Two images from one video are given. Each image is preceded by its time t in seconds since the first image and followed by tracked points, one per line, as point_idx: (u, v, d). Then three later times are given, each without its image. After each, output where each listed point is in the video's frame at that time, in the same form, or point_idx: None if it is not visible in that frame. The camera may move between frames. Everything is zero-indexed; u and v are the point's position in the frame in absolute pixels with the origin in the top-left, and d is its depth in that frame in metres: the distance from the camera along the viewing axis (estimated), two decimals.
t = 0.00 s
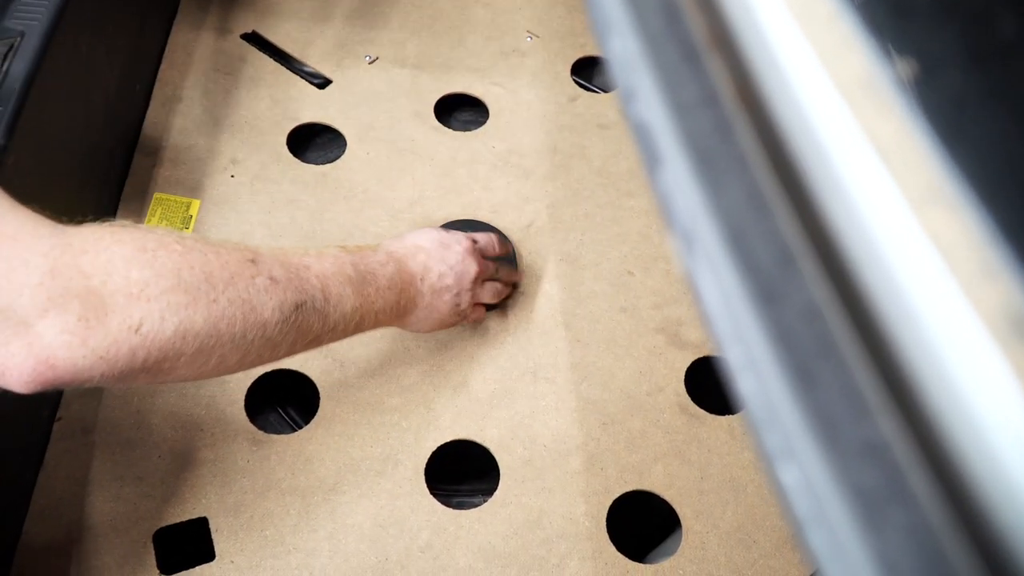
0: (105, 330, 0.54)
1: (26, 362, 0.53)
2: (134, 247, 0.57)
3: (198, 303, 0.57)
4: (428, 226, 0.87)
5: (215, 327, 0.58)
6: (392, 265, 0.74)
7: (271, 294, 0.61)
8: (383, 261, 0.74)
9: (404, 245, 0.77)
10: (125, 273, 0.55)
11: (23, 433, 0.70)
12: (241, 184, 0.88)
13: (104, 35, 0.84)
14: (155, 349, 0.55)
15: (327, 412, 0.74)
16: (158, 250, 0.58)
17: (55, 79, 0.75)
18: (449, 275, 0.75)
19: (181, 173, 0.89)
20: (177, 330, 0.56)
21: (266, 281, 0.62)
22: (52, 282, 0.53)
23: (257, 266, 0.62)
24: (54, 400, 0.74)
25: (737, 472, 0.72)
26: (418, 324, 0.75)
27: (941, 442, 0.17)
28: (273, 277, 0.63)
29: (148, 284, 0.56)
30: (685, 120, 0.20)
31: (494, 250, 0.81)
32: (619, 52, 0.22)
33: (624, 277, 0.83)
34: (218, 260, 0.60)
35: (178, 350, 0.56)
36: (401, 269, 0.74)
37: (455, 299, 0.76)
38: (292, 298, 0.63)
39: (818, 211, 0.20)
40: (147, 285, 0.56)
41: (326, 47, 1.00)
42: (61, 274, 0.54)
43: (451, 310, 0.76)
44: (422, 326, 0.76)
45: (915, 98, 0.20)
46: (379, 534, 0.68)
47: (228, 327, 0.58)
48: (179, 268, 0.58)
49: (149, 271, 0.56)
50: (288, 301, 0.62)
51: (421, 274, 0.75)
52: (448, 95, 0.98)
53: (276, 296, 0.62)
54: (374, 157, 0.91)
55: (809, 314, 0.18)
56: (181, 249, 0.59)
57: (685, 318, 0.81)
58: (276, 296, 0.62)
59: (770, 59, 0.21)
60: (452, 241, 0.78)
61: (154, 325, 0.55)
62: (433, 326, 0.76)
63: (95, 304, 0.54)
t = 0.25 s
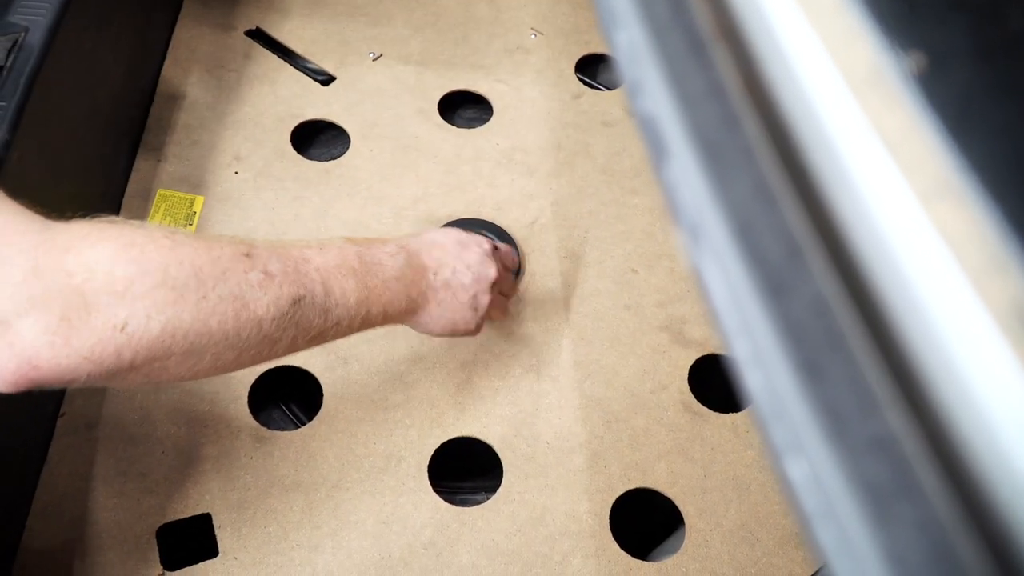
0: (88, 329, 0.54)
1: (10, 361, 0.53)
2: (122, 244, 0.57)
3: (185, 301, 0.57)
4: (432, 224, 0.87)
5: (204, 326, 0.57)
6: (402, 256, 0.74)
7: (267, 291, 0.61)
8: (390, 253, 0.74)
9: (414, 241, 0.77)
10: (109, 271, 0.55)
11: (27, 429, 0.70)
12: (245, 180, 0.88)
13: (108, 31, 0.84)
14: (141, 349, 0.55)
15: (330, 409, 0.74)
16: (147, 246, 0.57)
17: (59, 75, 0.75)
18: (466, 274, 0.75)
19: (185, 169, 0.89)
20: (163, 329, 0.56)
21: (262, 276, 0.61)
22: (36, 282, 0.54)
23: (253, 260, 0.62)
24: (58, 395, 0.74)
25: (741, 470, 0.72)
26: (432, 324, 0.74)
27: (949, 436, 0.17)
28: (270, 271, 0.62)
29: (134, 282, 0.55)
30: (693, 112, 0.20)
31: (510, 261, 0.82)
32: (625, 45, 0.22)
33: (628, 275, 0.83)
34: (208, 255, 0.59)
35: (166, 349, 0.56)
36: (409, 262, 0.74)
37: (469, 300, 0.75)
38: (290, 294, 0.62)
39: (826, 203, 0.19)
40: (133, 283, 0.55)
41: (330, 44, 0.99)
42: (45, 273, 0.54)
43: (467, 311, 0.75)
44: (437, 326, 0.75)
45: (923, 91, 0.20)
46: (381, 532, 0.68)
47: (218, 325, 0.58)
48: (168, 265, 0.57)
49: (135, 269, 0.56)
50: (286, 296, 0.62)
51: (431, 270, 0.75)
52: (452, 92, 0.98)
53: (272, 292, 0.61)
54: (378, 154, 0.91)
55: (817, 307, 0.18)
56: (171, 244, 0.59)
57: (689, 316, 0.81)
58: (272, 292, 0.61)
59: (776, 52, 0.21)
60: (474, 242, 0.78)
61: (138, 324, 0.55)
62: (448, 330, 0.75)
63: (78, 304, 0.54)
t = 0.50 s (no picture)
0: (105, 317, 0.54)
1: (28, 350, 0.53)
2: (136, 232, 0.57)
3: (199, 286, 0.57)
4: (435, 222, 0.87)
5: (217, 310, 0.57)
6: (405, 235, 0.73)
7: (276, 272, 0.61)
8: (395, 232, 0.73)
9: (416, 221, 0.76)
10: (126, 259, 0.55)
11: (30, 428, 0.70)
12: (248, 179, 0.88)
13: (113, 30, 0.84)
14: (157, 336, 0.55)
15: (333, 407, 0.74)
16: (158, 234, 0.57)
17: (62, 74, 0.75)
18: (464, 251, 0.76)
19: (188, 168, 0.89)
20: (179, 316, 0.56)
21: (270, 258, 0.61)
22: (54, 269, 0.53)
23: (261, 243, 0.62)
24: (61, 394, 0.74)
25: (743, 468, 0.72)
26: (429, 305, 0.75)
27: (954, 433, 0.17)
28: (278, 253, 0.62)
29: (150, 268, 0.55)
30: (696, 113, 0.20)
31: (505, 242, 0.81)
32: (629, 44, 0.22)
33: (630, 273, 0.83)
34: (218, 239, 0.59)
35: (180, 335, 0.56)
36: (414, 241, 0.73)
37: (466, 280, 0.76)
38: (298, 274, 0.62)
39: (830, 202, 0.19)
40: (149, 269, 0.55)
41: (333, 42, 1.00)
42: (64, 260, 0.54)
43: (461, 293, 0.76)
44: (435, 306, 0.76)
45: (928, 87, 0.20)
46: (385, 530, 0.68)
47: (231, 309, 0.58)
48: (181, 251, 0.57)
49: (149, 257, 0.56)
50: (295, 278, 0.62)
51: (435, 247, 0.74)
52: (454, 90, 0.98)
53: (282, 274, 0.61)
54: (381, 153, 0.91)
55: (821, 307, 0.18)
56: (183, 231, 0.59)
57: (691, 314, 0.81)
58: (281, 274, 0.61)
59: (780, 48, 0.21)
60: (474, 224, 0.78)
61: (154, 312, 0.55)
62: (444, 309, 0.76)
63: (97, 292, 0.54)
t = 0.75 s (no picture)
0: (102, 319, 0.54)
1: (24, 350, 0.53)
2: (133, 234, 0.57)
3: (197, 289, 0.57)
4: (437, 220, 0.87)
5: (215, 315, 0.57)
6: (402, 247, 0.73)
7: (275, 279, 0.61)
8: (392, 242, 0.73)
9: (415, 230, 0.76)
10: (123, 260, 0.55)
11: (30, 425, 0.70)
12: (250, 176, 0.88)
13: (114, 28, 0.84)
14: (154, 338, 0.55)
15: (334, 405, 0.74)
16: (156, 236, 0.58)
17: (63, 71, 0.75)
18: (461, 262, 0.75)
19: (189, 165, 0.89)
20: (176, 318, 0.56)
21: (269, 266, 0.61)
22: (50, 270, 0.54)
23: (260, 251, 0.62)
24: (63, 391, 0.74)
25: (745, 466, 0.72)
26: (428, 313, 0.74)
27: (958, 424, 0.17)
28: (277, 261, 0.62)
29: (146, 270, 0.55)
30: (698, 103, 0.20)
31: (505, 251, 0.80)
32: (631, 35, 0.22)
33: (632, 270, 0.83)
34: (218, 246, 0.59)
35: (178, 338, 0.56)
36: (411, 250, 0.73)
37: (468, 293, 0.74)
38: (297, 283, 0.62)
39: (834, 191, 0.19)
40: (145, 271, 0.55)
41: (335, 39, 0.99)
42: (61, 262, 0.54)
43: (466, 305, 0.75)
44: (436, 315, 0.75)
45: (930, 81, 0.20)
46: (386, 527, 0.68)
47: (229, 313, 0.58)
48: (179, 253, 0.57)
49: (146, 258, 0.56)
50: (294, 285, 0.62)
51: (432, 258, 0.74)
52: (456, 88, 0.98)
53: (281, 281, 0.61)
54: (382, 150, 0.91)
55: (824, 296, 0.18)
56: (181, 235, 0.59)
57: (693, 312, 0.81)
58: (280, 281, 0.61)
59: (783, 40, 0.21)
60: (468, 233, 0.77)
61: (151, 313, 0.55)
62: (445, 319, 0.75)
63: (92, 292, 0.54)
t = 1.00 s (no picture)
0: (115, 311, 0.54)
1: (37, 343, 0.53)
2: (142, 225, 0.57)
3: (207, 277, 0.57)
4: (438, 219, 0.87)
5: (225, 304, 0.58)
6: (404, 225, 0.73)
7: (280, 263, 0.61)
8: (395, 223, 0.73)
9: (418, 209, 0.76)
10: (133, 253, 0.55)
11: (32, 424, 0.70)
12: (251, 175, 0.88)
13: (116, 27, 0.84)
14: (166, 330, 0.56)
15: (335, 404, 0.74)
16: (165, 227, 0.57)
17: (65, 70, 0.75)
18: (467, 240, 0.75)
19: (190, 164, 0.89)
20: (187, 308, 0.56)
21: (275, 250, 0.61)
22: (64, 264, 0.53)
23: (265, 235, 0.62)
24: (64, 390, 0.74)
25: (746, 465, 0.72)
26: (431, 290, 0.75)
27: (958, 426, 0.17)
28: (282, 244, 0.62)
29: (157, 261, 0.56)
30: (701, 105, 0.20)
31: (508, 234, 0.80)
32: (634, 33, 0.22)
33: (633, 270, 0.83)
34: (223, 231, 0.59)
35: (189, 328, 0.57)
36: (414, 232, 0.73)
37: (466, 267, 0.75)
38: (302, 265, 0.62)
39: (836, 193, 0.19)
40: (156, 261, 0.56)
41: (336, 39, 0.99)
42: (73, 256, 0.54)
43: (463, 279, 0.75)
44: (436, 290, 0.75)
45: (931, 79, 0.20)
46: (388, 526, 0.68)
47: (237, 301, 0.58)
48: (187, 243, 0.57)
49: (157, 249, 0.56)
50: (299, 268, 0.62)
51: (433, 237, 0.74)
52: (457, 87, 0.98)
53: (286, 264, 0.61)
54: (383, 149, 0.91)
55: (826, 297, 0.18)
56: (187, 225, 0.59)
57: (694, 311, 0.81)
58: (286, 265, 0.61)
59: (781, 34, 0.20)
60: (470, 210, 0.77)
61: (163, 305, 0.55)
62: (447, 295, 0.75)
63: (106, 286, 0.54)
